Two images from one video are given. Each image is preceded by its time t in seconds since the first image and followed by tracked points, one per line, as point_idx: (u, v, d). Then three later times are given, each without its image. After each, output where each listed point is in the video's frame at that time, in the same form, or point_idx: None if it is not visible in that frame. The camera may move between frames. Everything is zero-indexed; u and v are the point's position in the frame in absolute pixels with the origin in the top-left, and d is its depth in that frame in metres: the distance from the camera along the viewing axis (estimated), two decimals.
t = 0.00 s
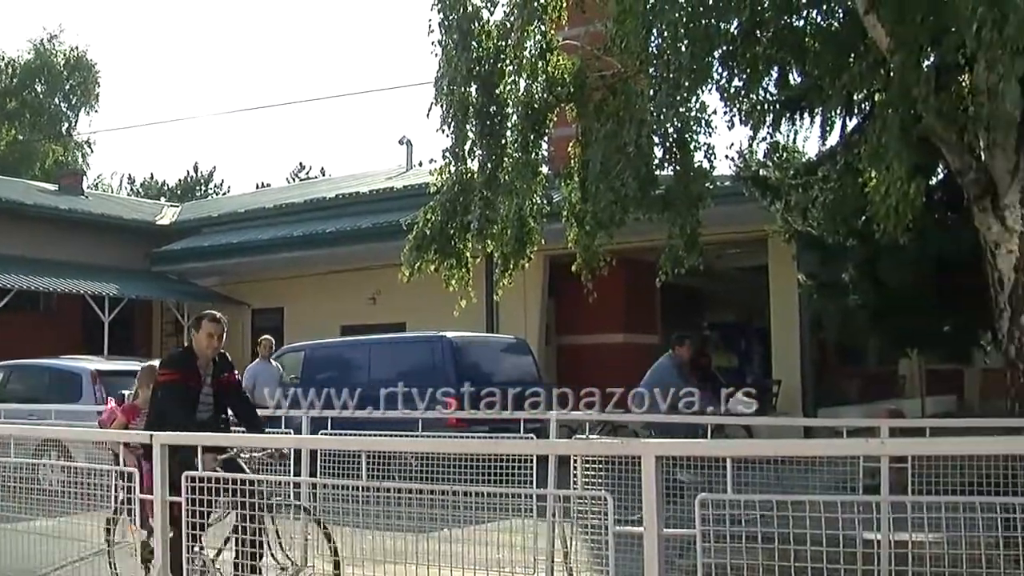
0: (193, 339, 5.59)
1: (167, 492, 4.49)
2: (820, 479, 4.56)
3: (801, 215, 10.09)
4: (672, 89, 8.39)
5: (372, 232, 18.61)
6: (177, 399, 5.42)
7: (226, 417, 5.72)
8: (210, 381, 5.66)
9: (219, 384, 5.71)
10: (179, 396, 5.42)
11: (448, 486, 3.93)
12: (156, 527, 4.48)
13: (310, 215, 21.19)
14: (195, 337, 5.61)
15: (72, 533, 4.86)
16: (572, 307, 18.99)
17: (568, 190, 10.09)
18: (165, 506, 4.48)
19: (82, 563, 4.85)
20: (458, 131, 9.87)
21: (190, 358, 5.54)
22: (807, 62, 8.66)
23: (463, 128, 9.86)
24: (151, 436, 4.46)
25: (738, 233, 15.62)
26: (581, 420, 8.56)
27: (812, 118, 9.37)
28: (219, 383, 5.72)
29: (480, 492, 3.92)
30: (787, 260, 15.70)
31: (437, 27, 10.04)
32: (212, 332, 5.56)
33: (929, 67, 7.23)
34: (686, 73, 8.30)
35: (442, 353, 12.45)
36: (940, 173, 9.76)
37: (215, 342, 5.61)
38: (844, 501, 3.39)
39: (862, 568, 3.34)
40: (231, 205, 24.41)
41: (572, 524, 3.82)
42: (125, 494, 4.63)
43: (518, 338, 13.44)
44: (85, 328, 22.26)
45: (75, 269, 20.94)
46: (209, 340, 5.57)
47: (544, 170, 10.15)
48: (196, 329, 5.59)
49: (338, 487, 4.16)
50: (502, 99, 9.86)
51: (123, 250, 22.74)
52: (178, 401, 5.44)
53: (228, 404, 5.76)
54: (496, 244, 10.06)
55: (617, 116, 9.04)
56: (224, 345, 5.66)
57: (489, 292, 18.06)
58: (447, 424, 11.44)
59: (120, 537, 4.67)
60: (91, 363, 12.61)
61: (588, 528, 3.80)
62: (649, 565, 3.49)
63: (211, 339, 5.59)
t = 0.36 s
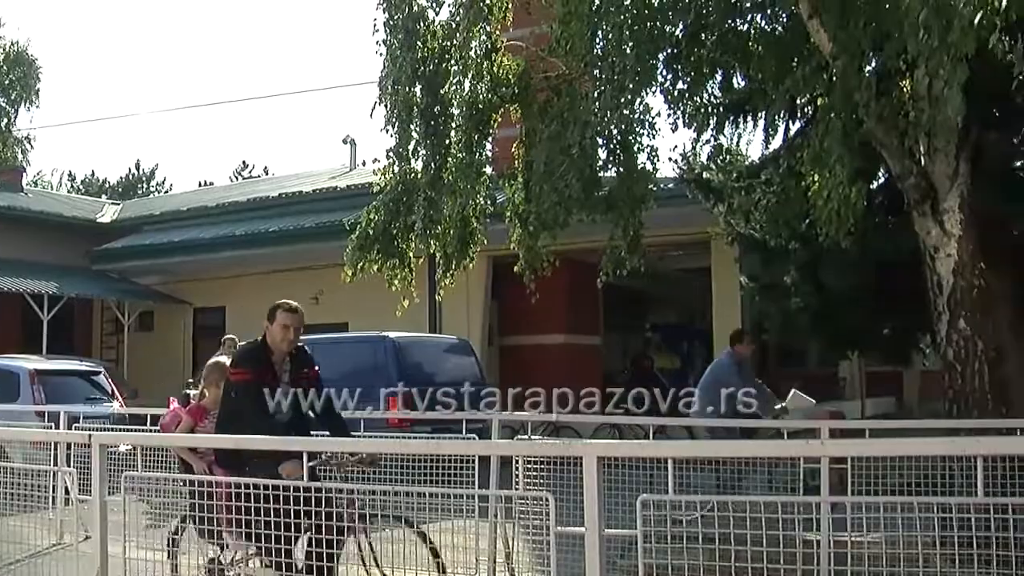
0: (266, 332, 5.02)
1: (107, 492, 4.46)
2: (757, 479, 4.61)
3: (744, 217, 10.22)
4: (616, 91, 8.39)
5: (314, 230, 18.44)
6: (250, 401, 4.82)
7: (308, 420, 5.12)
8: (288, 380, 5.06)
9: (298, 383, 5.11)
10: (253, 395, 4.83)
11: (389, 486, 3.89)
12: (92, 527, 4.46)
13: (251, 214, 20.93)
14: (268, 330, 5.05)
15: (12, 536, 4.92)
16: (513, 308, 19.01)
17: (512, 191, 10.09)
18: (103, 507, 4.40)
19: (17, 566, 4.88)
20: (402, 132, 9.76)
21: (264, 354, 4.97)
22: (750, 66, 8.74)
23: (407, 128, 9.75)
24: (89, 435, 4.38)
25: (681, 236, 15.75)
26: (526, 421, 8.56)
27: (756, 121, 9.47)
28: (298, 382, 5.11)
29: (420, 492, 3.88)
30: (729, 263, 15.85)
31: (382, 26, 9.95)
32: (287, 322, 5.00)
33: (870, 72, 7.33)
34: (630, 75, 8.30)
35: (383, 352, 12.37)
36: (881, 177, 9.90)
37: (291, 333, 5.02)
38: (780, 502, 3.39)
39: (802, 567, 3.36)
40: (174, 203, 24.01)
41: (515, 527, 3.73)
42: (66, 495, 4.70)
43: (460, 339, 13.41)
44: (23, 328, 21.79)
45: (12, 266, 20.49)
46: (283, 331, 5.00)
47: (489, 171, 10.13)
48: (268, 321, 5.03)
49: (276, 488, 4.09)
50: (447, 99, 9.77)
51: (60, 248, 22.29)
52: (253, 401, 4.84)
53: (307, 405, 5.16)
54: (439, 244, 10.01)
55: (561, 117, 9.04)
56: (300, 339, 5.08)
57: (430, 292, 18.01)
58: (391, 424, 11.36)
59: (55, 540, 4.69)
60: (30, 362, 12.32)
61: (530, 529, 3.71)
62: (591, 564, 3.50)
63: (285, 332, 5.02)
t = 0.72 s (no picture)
0: (393, 324, 5.36)
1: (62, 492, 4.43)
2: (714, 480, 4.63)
3: (703, 219, 10.26)
4: (576, 92, 8.41)
5: (273, 230, 18.26)
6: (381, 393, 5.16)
7: (430, 413, 5.59)
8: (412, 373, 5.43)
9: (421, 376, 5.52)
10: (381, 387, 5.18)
11: (345, 487, 3.88)
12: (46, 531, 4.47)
13: (208, 213, 20.74)
14: (394, 323, 5.39)
15: None
16: (473, 309, 18.97)
17: (471, 192, 10.10)
18: (58, 509, 4.37)
19: None
20: (361, 131, 9.70)
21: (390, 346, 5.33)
22: (710, 68, 8.77)
23: (366, 127, 9.69)
24: (43, 435, 4.33)
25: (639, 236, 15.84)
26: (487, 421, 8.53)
27: (715, 122, 9.54)
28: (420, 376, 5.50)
29: (378, 494, 3.86)
30: (688, 265, 15.90)
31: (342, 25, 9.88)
32: (414, 317, 5.33)
33: (829, 76, 7.37)
34: (590, 76, 8.32)
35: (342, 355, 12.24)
36: (838, 179, 9.98)
37: (417, 328, 5.37)
38: (737, 504, 3.39)
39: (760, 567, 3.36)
40: (130, 202, 23.74)
41: (471, 529, 3.72)
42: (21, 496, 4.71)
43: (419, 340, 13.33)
44: None
45: None
46: (411, 325, 5.34)
47: (449, 171, 10.09)
48: (395, 315, 5.38)
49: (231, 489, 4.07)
50: (407, 99, 9.72)
51: (13, 246, 21.93)
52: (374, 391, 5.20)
53: (428, 398, 5.65)
54: (397, 244, 9.95)
55: (521, 117, 9.04)
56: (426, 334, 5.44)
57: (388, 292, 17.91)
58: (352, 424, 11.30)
59: (13, 540, 4.73)
60: None
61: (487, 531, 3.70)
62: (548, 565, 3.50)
63: (415, 326, 5.37)
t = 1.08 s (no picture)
0: (568, 318, 5.06)
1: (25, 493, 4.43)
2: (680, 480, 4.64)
3: (671, 220, 10.29)
4: (544, 93, 8.32)
5: (239, 229, 18.09)
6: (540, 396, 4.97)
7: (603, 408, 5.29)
8: (583, 369, 5.15)
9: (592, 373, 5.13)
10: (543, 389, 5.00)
11: (312, 487, 3.88)
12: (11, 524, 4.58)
13: (173, 213, 20.57)
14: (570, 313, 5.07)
15: None
16: (440, 309, 18.94)
17: (439, 192, 10.08)
18: (21, 511, 4.31)
19: None
20: (329, 132, 9.67)
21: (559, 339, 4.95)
22: (678, 69, 8.66)
23: (335, 127, 9.66)
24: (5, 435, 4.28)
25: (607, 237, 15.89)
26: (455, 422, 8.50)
27: (683, 124, 9.54)
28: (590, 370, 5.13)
29: (345, 493, 3.88)
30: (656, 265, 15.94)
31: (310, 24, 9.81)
32: (590, 309, 4.99)
33: (796, 79, 7.42)
34: (558, 77, 8.25)
35: (308, 351, 12.26)
36: (805, 180, 10.04)
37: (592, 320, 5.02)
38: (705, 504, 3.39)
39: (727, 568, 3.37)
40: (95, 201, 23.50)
41: (437, 528, 3.73)
42: None
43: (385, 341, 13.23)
44: None
45: None
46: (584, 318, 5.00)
47: (417, 171, 10.04)
48: (571, 305, 5.04)
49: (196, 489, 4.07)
50: (375, 98, 9.67)
51: None
52: (546, 391, 4.99)
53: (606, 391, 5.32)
54: (363, 245, 9.88)
55: (489, 117, 9.02)
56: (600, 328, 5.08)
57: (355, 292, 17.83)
58: (319, 424, 11.25)
59: None
60: None
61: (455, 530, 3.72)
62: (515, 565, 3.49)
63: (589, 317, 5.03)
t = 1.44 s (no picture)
0: (793, 304, 4.74)
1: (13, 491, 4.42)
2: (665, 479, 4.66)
3: (657, 220, 10.31)
4: (531, 94, 8.37)
5: (224, 229, 18.02)
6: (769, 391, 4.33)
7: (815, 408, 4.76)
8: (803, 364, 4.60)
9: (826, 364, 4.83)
10: (771, 387, 4.34)
11: (297, 488, 3.87)
12: None
13: (159, 212, 20.50)
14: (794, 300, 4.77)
15: None
16: (427, 309, 18.93)
17: (425, 192, 10.07)
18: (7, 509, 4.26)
19: None
20: (316, 131, 9.66)
21: (799, 323, 4.65)
22: (664, 70, 8.71)
23: (321, 127, 9.66)
24: None
25: (594, 237, 15.90)
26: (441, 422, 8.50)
27: (669, 125, 9.55)
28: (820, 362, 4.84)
29: (331, 493, 3.87)
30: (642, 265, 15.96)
31: (297, 23, 9.79)
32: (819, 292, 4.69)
33: (783, 80, 7.44)
34: (545, 77, 8.30)
35: (295, 353, 12.23)
36: (791, 181, 10.09)
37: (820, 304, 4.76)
38: (690, 504, 3.42)
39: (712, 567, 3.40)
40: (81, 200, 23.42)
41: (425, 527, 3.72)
42: None
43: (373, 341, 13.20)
44: None
45: None
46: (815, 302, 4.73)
47: (404, 171, 10.04)
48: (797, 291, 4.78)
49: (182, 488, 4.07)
50: (361, 97, 9.66)
51: None
52: (768, 391, 4.33)
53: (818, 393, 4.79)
54: (349, 244, 9.88)
55: (475, 117, 9.05)
56: (821, 315, 4.87)
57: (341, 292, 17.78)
58: (305, 424, 11.23)
59: None
60: None
61: (441, 531, 3.70)
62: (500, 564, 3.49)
63: (811, 302, 4.81)
